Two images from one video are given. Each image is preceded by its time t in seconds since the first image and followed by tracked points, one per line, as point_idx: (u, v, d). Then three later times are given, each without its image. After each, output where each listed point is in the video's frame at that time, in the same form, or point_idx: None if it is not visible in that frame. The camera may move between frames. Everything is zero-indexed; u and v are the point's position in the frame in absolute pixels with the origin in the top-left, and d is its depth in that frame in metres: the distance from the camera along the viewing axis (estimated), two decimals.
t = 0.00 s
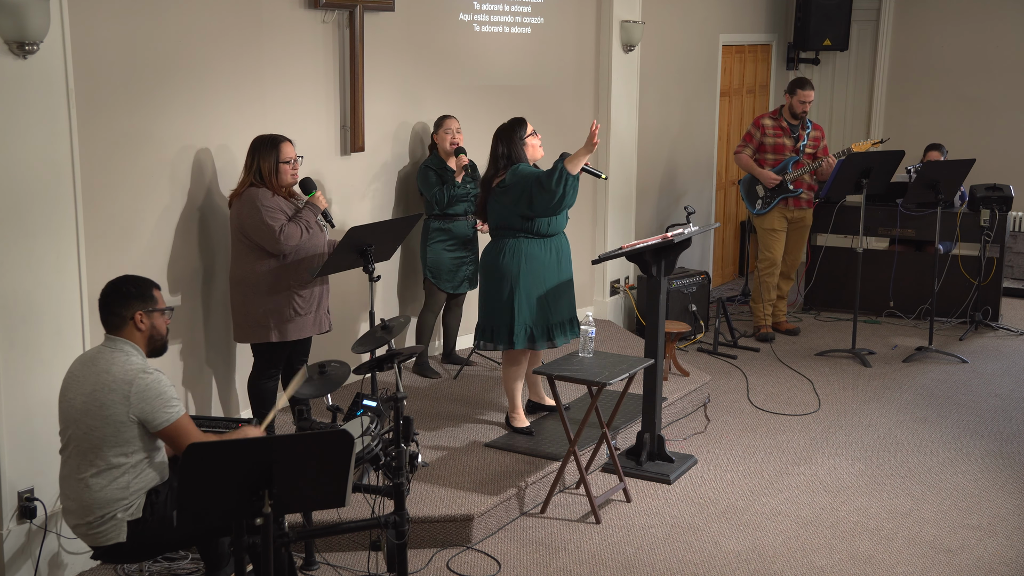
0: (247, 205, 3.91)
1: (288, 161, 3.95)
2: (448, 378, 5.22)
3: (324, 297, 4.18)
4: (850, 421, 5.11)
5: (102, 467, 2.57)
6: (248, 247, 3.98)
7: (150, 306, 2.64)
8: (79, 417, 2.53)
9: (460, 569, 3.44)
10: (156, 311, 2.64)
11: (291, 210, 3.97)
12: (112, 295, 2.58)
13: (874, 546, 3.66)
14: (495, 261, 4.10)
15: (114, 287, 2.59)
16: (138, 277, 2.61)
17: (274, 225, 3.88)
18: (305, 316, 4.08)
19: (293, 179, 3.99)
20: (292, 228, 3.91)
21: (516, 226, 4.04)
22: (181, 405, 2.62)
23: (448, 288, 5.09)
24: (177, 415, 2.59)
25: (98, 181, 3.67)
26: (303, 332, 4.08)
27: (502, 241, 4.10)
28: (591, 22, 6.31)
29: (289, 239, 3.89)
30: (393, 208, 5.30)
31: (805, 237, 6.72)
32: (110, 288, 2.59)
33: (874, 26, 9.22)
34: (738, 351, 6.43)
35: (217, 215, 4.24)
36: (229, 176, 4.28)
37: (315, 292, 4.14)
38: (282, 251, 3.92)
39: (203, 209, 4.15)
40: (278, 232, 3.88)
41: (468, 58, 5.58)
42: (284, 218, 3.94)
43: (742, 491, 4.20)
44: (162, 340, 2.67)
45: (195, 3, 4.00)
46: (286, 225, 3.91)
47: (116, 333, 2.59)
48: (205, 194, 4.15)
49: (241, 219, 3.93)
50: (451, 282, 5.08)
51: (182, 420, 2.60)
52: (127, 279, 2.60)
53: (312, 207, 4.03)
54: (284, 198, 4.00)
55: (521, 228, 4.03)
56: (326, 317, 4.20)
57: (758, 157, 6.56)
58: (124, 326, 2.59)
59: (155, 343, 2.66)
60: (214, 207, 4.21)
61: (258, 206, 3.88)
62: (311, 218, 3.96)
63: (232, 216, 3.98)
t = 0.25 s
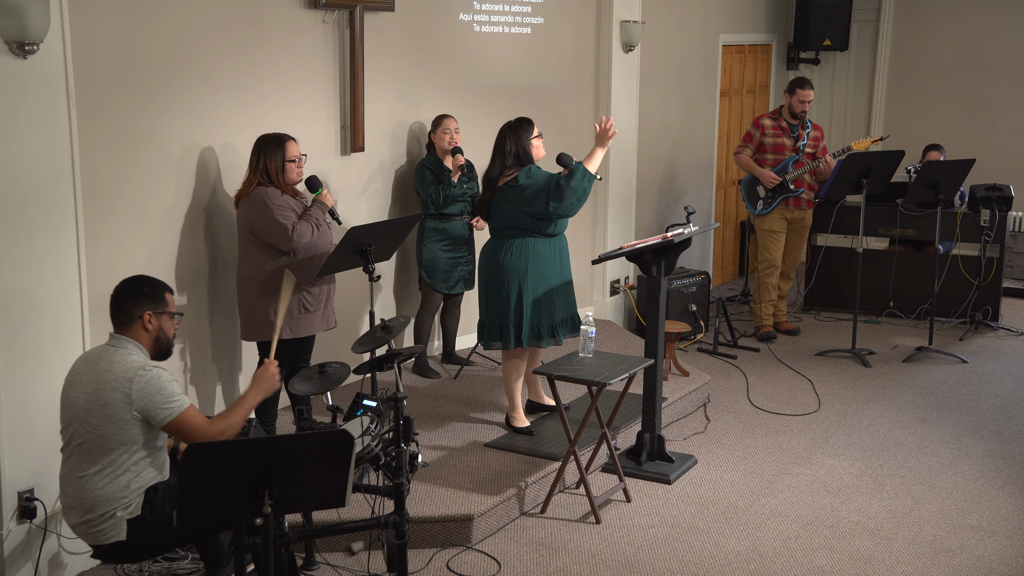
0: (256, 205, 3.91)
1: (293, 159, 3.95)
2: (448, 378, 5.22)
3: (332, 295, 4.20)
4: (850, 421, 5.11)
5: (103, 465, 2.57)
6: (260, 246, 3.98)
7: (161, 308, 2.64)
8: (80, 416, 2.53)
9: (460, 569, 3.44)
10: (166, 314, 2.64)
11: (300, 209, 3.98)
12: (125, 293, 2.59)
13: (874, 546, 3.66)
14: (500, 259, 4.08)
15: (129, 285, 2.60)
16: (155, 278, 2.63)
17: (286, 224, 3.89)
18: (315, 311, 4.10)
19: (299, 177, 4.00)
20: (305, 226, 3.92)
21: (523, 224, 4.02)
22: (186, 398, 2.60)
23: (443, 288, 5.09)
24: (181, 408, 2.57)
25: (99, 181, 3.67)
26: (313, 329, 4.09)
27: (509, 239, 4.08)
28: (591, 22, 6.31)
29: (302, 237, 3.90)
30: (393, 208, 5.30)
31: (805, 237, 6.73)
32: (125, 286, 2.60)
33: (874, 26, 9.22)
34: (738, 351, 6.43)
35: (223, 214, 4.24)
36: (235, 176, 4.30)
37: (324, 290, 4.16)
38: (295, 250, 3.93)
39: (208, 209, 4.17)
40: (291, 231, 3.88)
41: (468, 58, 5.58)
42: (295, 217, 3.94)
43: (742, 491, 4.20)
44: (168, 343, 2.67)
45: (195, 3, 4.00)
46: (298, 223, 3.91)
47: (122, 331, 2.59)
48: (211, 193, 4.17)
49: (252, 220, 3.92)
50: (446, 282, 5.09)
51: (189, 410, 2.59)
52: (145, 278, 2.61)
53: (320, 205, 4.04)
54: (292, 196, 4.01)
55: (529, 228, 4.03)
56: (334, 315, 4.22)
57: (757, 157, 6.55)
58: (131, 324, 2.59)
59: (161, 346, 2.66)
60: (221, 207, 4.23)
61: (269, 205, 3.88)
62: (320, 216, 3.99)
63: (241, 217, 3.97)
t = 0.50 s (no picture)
0: (264, 204, 3.92)
1: (301, 158, 3.95)
2: (448, 378, 5.22)
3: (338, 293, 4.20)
4: (850, 421, 5.10)
5: (105, 465, 2.57)
6: (268, 245, 3.99)
7: (172, 311, 2.64)
8: (84, 414, 2.53)
9: (460, 569, 3.44)
10: (176, 317, 2.64)
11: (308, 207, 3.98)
12: (136, 295, 2.59)
13: (874, 546, 3.66)
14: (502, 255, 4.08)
15: (140, 287, 2.60)
16: (167, 281, 2.62)
17: (292, 223, 3.89)
18: (322, 309, 4.12)
19: (306, 176, 3.99)
20: (312, 224, 3.91)
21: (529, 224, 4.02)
22: (186, 408, 2.60)
23: (440, 288, 5.09)
24: (181, 417, 2.57)
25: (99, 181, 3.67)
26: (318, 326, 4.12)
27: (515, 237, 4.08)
28: (591, 23, 6.31)
29: (309, 235, 3.90)
30: (393, 208, 5.30)
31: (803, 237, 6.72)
32: (137, 287, 2.60)
33: (873, 26, 9.22)
34: (738, 351, 6.43)
35: (229, 214, 4.27)
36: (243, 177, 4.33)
37: (331, 288, 4.16)
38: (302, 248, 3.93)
39: (216, 208, 4.20)
40: (297, 229, 3.88)
41: (469, 58, 5.58)
42: (302, 215, 3.94)
43: (742, 491, 4.20)
44: (177, 346, 2.68)
45: (195, 4, 4.00)
46: (304, 221, 3.91)
47: (133, 333, 2.60)
48: (217, 194, 4.20)
49: (260, 218, 3.94)
50: (443, 282, 5.09)
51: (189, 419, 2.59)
52: (157, 280, 2.61)
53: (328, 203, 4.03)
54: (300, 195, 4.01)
55: (534, 228, 4.04)
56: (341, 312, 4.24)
57: (757, 157, 6.55)
58: (143, 327, 2.60)
59: (170, 348, 2.67)
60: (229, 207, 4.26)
61: (276, 204, 3.89)
62: (327, 214, 3.97)
63: (250, 216, 3.98)
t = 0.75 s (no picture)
0: (265, 204, 3.93)
1: (302, 159, 3.94)
2: (448, 378, 5.21)
3: (341, 293, 4.19)
4: (850, 421, 5.10)
5: (104, 467, 2.57)
6: (268, 244, 4.01)
7: (163, 307, 2.64)
8: (83, 416, 2.53)
9: (460, 569, 3.44)
10: (168, 312, 2.64)
11: (308, 208, 3.97)
12: (125, 295, 2.58)
13: (874, 546, 3.66)
14: (502, 254, 4.08)
15: (128, 286, 2.58)
16: (152, 278, 2.61)
17: (289, 224, 3.89)
18: (322, 309, 4.10)
19: (309, 176, 3.99)
20: (308, 226, 3.90)
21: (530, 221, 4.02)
22: (184, 410, 2.60)
23: (442, 291, 5.08)
24: (180, 419, 2.58)
25: (99, 181, 3.67)
26: (318, 325, 4.09)
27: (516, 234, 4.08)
28: (591, 23, 6.31)
29: (304, 237, 3.89)
30: (393, 208, 5.30)
31: (802, 236, 6.72)
32: (125, 288, 2.58)
33: (874, 26, 9.21)
34: (738, 351, 6.43)
35: (232, 216, 4.28)
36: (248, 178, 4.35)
37: (332, 289, 4.14)
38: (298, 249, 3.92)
39: (221, 209, 4.22)
40: (293, 230, 3.88)
41: (468, 58, 5.58)
42: (301, 216, 3.94)
43: (742, 491, 4.20)
44: (171, 340, 2.67)
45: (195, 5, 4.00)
46: (302, 223, 3.91)
47: (127, 333, 2.59)
48: (222, 194, 4.22)
49: (260, 218, 3.95)
50: (444, 284, 5.08)
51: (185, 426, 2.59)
52: (141, 279, 2.60)
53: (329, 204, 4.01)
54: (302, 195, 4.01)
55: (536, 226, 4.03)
56: (343, 312, 4.22)
57: (757, 157, 6.56)
58: (136, 327, 2.59)
59: (164, 345, 2.66)
60: (235, 210, 4.28)
61: (275, 204, 3.90)
62: (327, 215, 3.98)
63: (252, 215, 4.00)
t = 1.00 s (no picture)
0: (257, 203, 3.95)
1: (298, 161, 3.93)
2: (448, 378, 5.21)
3: (335, 296, 4.16)
4: (850, 421, 5.10)
5: (101, 466, 2.57)
6: (260, 244, 4.02)
7: (160, 307, 2.64)
8: (78, 416, 2.53)
9: (460, 569, 3.44)
10: (164, 312, 2.65)
11: (300, 210, 3.97)
12: (122, 294, 2.58)
13: (874, 546, 3.66)
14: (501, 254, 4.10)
15: (126, 285, 2.59)
16: (149, 277, 2.62)
17: (278, 224, 3.88)
18: (314, 312, 4.09)
19: (306, 178, 3.98)
20: (295, 228, 3.89)
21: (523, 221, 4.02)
22: (179, 405, 2.60)
23: (443, 292, 5.10)
24: (175, 414, 2.57)
25: (99, 182, 3.67)
26: (312, 327, 4.09)
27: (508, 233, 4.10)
28: (591, 22, 6.31)
29: (290, 239, 3.88)
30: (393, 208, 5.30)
31: (802, 236, 6.72)
32: (122, 286, 2.59)
33: (874, 26, 9.21)
34: (738, 351, 6.43)
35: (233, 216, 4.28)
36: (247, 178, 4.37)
37: (327, 291, 4.12)
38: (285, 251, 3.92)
39: (220, 209, 4.23)
40: (280, 231, 3.88)
41: (468, 58, 5.58)
42: (291, 217, 3.94)
43: (742, 491, 4.20)
44: (166, 340, 2.68)
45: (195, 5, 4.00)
46: (290, 224, 3.90)
47: (121, 332, 2.59)
48: (222, 194, 4.23)
49: (252, 217, 3.97)
50: (444, 286, 5.09)
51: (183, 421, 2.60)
52: (139, 278, 2.61)
53: (321, 207, 3.99)
54: (297, 196, 4.01)
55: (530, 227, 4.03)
56: (337, 312, 4.20)
57: (757, 157, 6.56)
58: (134, 326, 2.59)
59: (160, 344, 2.66)
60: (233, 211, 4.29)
61: (264, 204, 3.91)
62: (318, 217, 3.96)
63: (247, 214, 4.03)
